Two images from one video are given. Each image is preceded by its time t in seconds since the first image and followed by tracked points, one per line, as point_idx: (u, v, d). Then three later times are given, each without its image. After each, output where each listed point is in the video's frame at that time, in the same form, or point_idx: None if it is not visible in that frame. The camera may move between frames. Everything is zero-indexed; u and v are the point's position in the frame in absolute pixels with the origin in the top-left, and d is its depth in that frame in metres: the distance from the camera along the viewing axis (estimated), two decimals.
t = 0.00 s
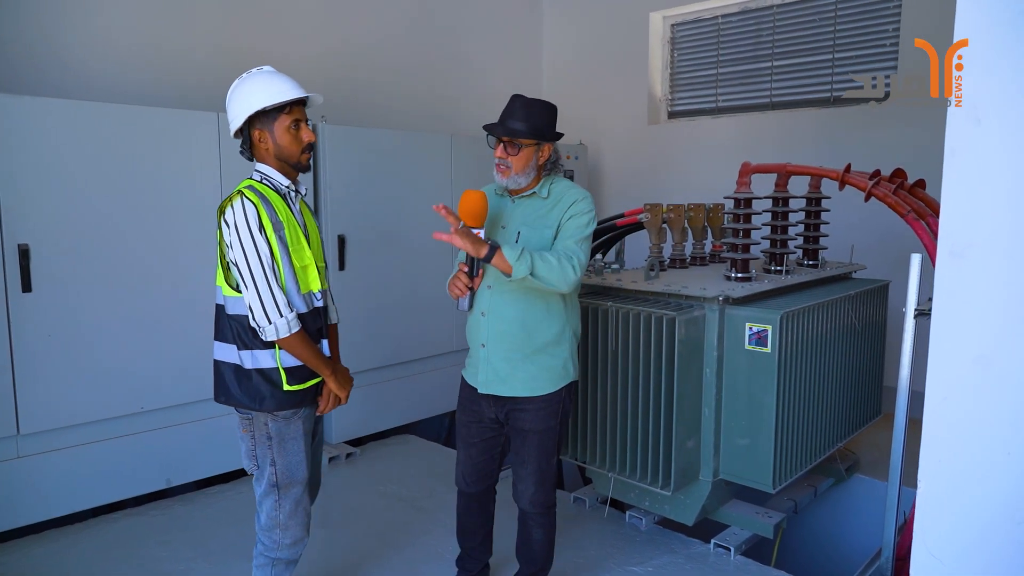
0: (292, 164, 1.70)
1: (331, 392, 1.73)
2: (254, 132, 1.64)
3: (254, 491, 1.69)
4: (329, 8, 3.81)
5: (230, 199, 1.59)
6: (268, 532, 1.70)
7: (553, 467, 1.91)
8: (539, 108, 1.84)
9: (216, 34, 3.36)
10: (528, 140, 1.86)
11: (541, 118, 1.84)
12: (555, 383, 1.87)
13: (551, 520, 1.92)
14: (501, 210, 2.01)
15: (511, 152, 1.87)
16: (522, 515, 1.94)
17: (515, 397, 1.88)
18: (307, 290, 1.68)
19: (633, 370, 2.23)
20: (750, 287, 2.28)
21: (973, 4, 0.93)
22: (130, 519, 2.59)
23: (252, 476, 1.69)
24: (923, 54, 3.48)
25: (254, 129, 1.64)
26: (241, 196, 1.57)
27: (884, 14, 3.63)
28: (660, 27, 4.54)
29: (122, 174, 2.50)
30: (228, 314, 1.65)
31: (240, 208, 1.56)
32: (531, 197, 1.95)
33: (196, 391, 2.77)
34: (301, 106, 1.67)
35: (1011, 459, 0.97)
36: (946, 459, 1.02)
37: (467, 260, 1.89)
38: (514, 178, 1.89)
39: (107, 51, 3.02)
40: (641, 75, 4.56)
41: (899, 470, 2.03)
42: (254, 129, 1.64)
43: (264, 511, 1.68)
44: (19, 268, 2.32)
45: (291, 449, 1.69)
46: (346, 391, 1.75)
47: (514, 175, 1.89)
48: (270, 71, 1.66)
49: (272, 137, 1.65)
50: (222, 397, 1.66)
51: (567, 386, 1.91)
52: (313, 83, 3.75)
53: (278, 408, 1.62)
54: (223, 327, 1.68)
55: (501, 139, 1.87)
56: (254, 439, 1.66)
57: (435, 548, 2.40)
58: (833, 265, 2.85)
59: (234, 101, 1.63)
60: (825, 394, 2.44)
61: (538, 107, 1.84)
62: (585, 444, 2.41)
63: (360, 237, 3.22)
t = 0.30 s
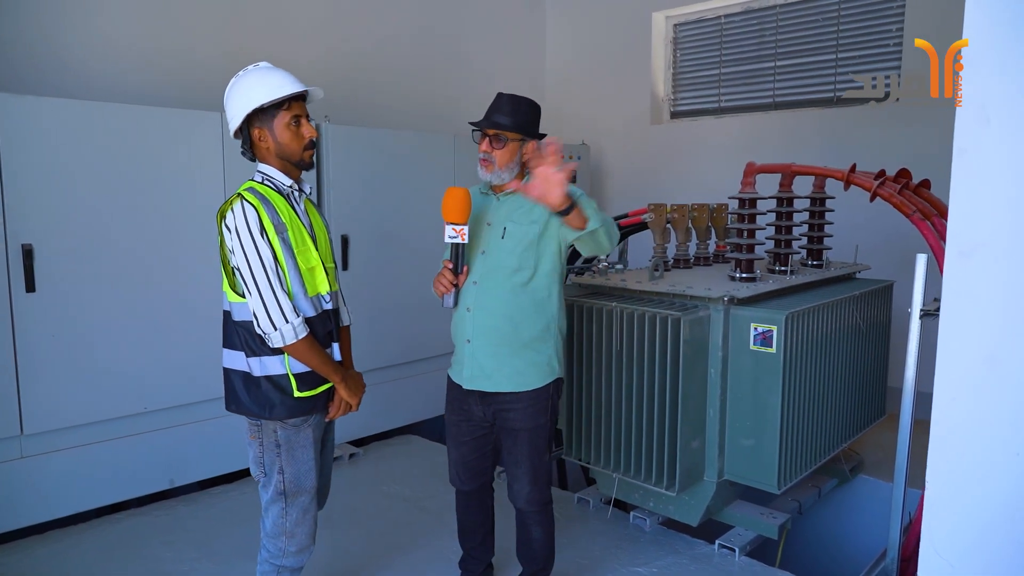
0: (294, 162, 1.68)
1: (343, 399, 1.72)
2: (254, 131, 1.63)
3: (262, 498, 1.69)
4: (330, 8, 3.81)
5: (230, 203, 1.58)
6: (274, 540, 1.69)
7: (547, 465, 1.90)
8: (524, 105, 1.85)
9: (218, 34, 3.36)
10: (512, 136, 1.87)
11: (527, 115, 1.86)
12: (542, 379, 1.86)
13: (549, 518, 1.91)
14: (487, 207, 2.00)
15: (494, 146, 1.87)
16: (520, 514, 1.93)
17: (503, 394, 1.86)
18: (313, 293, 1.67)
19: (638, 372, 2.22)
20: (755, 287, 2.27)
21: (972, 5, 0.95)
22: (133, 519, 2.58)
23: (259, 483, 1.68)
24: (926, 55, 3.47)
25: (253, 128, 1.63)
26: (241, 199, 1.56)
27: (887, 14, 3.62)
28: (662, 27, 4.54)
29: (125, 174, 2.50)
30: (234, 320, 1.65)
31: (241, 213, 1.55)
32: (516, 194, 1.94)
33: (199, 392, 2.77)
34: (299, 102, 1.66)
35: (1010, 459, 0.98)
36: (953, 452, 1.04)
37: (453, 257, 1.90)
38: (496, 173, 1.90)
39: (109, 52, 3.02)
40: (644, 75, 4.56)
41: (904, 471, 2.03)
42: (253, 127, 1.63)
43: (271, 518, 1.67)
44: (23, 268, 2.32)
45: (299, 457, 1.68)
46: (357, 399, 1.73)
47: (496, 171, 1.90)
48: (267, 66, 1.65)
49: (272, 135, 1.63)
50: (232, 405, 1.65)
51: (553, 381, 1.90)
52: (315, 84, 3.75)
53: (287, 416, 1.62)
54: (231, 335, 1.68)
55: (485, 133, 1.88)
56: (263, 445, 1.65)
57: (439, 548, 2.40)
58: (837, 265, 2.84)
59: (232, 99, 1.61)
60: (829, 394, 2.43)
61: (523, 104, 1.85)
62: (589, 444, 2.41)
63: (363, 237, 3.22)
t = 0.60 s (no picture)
0: (296, 162, 1.67)
1: (345, 404, 1.71)
2: (258, 128, 1.62)
3: (262, 504, 1.68)
4: (331, 8, 3.80)
5: (229, 204, 1.56)
6: (275, 546, 1.67)
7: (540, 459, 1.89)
8: (507, 103, 1.87)
9: (220, 34, 3.36)
10: (499, 132, 1.86)
11: (511, 112, 1.87)
12: (535, 375, 1.87)
13: (547, 514, 1.91)
14: (472, 205, 1.97)
15: (480, 143, 1.86)
16: (518, 512, 1.92)
17: (498, 393, 1.85)
18: (314, 297, 1.65)
19: (641, 372, 2.22)
20: (758, 287, 2.27)
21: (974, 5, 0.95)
22: (135, 519, 2.58)
23: (259, 490, 1.67)
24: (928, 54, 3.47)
25: (257, 125, 1.62)
26: (239, 201, 1.54)
27: (889, 14, 3.62)
28: (664, 27, 4.54)
29: (127, 174, 2.50)
30: (233, 325, 1.64)
31: (239, 215, 1.53)
32: (502, 192, 1.92)
33: (200, 392, 2.77)
34: (305, 101, 1.65)
35: (1010, 459, 0.98)
36: (962, 451, 1.02)
37: (443, 258, 1.84)
38: (484, 170, 1.87)
39: (110, 52, 3.02)
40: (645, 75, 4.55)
41: (908, 471, 2.02)
42: (257, 124, 1.61)
43: (271, 525, 1.66)
44: (24, 268, 2.32)
45: (300, 464, 1.67)
46: (358, 404, 1.72)
47: (484, 168, 1.87)
48: (275, 61, 1.64)
49: (276, 133, 1.62)
50: (232, 411, 1.64)
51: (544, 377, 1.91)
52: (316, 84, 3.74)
53: (287, 423, 1.61)
54: (231, 339, 1.67)
55: (470, 132, 1.88)
56: (262, 451, 1.64)
57: (441, 548, 2.39)
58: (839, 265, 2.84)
59: (238, 93, 1.60)
60: (832, 394, 2.42)
61: (507, 102, 1.87)
62: (591, 444, 2.40)
63: (365, 237, 3.22)
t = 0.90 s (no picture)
0: (302, 163, 1.67)
1: (340, 411, 1.67)
2: (268, 126, 1.60)
3: (258, 509, 1.66)
4: (333, 8, 3.80)
5: (226, 204, 1.53)
6: (273, 551, 1.67)
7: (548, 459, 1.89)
8: (500, 98, 1.86)
9: (222, 35, 3.37)
10: (490, 126, 1.85)
11: (505, 107, 1.86)
12: (541, 375, 1.87)
13: (552, 514, 1.91)
14: (470, 206, 1.96)
15: (472, 140, 1.86)
16: (524, 511, 1.92)
17: (505, 393, 1.85)
18: (311, 301, 1.63)
19: (646, 372, 2.21)
20: (762, 286, 2.26)
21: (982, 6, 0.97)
22: (138, 519, 2.58)
23: (256, 494, 1.66)
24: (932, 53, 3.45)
25: (268, 122, 1.60)
26: (236, 202, 1.52)
27: (892, 13, 3.62)
28: (667, 27, 4.53)
29: (129, 174, 2.49)
30: (228, 327, 1.62)
31: (236, 216, 1.51)
32: (500, 193, 1.91)
33: (203, 392, 2.76)
34: (317, 103, 1.65)
35: (1010, 459, 1.01)
36: (969, 449, 1.05)
37: (443, 259, 1.83)
38: (477, 167, 1.87)
39: (113, 51, 3.03)
40: (648, 75, 4.55)
41: (913, 471, 2.02)
42: (268, 122, 1.60)
43: (268, 530, 1.65)
44: (28, 267, 2.32)
45: (295, 469, 1.65)
46: (356, 409, 1.68)
47: (477, 164, 1.87)
48: (288, 58, 1.63)
49: (287, 133, 1.62)
50: (226, 414, 1.63)
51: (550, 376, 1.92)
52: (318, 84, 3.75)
53: (282, 428, 1.59)
54: (225, 342, 1.65)
55: (465, 126, 1.88)
56: (257, 456, 1.62)
57: (445, 548, 2.39)
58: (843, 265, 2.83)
59: (250, 87, 1.58)
60: (837, 394, 2.42)
61: (499, 96, 1.86)
62: (594, 444, 2.40)
63: (368, 237, 3.22)
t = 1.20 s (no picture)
0: (304, 161, 1.66)
1: (342, 413, 1.67)
2: (269, 125, 1.61)
3: (262, 510, 1.66)
4: (338, 8, 3.81)
5: (233, 206, 1.53)
6: (277, 552, 1.67)
7: (557, 459, 1.89)
8: (514, 100, 1.84)
9: (230, 36, 3.38)
10: (504, 128, 1.84)
11: (520, 110, 1.85)
12: (551, 377, 1.88)
13: (561, 515, 1.91)
14: (481, 208, 1.95)
15: (485, 143, 1.86)
16: (531, 512, 1.93)
17: (513, 395, 1.85)
18: (316, 304, 1.62)
19: (653, 373, 2.21)
20: (769, 287, 2.26)
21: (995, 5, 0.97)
22: (146, 519, 2.59)
23: (258, 496, 1.66)
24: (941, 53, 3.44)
25: (267, 121, 1.60)
26: (244, 205, 1.52)
27: (899, 14, 3.61)
28: (672, 27, 4.53)
29: (137, 174, 2.50)
30: (230, 329, 1.62)
31: (243, 220, 1.50)
32: (514, 195, 1.91)
33: (211, 392, 2.77)
34: (318, 100, 1.64)
35: (1011, 459, 1.02)
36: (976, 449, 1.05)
37: (439, 255, 1.79)
38: (489, 170, 1.86)
39: (122, 52, 3.04)
40: (653, 76, 4.55)
41: (920, 472, 2.01)
42: (268, 121, 1.60)
43: (271, 531, 1.65)
44: (37, 268, 2.33)
45: (297, 470, 1.65)
46: (357, 414, 1.68)
47: (490, 167, 1.86)
48: (288, 56, 1.63)
49: (287, 130, 1.61)
50: (228, 415, 1.64)
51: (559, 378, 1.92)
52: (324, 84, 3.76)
53: (283, 431, 1.58)
54: (228, 342, 1.66)
55: (478, 127, 1.87)
56: (259, 458, 1.63)
57: (451, 548, 2.39)
58: (850, 265, 2.83)
59: (250, 86, 1.59)
60: (843, 396, 2.42)
61: (513, 98, 1.84)
62: (601, 445, 2.40)
63: (374, 238, 3.22)
